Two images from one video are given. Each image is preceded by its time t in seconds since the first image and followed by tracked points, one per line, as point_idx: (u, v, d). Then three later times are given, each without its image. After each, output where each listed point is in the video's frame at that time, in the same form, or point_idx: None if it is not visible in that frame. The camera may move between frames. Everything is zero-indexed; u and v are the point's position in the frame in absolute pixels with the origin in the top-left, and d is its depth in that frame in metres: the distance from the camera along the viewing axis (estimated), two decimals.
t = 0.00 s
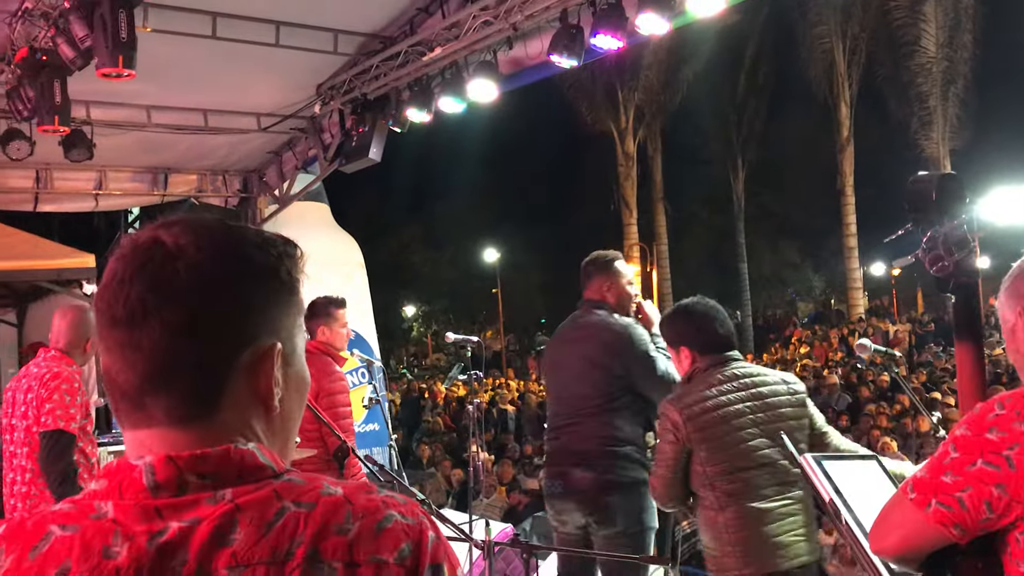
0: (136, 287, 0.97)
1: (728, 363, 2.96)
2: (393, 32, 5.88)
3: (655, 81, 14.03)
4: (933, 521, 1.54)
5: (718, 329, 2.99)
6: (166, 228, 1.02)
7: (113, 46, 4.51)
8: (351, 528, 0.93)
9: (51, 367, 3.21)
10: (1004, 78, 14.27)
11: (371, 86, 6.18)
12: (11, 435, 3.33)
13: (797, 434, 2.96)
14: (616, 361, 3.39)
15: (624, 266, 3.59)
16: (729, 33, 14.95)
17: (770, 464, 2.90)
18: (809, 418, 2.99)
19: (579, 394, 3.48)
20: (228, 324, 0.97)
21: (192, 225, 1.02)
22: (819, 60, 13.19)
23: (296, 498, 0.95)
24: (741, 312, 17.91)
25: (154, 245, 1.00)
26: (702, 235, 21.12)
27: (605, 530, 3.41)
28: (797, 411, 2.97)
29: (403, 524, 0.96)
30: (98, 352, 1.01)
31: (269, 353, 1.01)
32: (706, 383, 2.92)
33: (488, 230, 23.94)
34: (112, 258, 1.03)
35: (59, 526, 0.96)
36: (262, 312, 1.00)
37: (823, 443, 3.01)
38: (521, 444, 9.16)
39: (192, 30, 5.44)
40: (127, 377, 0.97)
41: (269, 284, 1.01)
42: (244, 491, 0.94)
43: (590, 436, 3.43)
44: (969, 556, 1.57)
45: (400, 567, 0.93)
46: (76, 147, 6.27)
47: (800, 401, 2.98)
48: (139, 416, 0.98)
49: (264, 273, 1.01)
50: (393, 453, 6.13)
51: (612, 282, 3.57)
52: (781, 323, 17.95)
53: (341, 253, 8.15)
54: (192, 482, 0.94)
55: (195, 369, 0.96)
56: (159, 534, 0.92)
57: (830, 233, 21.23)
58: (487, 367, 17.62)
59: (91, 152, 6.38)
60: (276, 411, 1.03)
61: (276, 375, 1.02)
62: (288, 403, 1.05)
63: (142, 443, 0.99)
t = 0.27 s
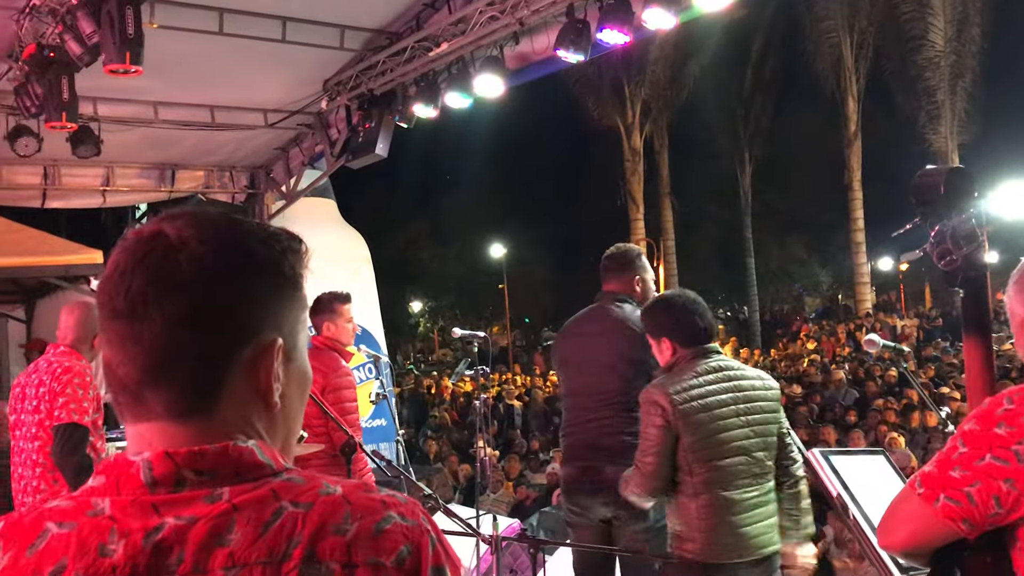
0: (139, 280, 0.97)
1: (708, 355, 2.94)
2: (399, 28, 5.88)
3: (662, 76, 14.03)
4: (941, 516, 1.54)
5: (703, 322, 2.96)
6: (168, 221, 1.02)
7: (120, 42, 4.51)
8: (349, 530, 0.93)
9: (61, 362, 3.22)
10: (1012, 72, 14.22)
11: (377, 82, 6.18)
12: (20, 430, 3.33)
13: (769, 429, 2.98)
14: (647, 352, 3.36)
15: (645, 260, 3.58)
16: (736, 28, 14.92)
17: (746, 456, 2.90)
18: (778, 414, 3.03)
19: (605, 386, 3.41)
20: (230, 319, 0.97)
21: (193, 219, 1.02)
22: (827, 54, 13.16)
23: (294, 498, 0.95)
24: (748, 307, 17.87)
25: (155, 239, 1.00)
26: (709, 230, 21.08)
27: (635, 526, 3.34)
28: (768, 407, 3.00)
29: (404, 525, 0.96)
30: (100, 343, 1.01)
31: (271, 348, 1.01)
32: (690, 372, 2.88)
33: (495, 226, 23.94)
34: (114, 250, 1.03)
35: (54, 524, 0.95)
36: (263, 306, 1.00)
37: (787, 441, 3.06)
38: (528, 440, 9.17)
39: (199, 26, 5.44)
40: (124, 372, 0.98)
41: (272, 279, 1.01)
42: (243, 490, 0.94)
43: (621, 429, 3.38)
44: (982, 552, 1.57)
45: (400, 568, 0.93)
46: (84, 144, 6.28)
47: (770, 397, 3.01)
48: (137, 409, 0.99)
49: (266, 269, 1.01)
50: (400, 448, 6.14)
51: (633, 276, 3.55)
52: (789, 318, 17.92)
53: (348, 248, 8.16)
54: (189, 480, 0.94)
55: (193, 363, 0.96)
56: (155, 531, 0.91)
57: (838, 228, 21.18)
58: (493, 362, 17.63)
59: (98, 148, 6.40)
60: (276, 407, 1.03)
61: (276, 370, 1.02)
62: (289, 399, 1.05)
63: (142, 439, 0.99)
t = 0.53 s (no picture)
0: (151, 289, 0.99)
1: (661, 367, 2.73)
2: (406, 30, 5.89)
3: (669, 76, 14.04)
4: (949, 517, 1.54)
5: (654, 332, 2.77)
6: (183, 228, 1.04)
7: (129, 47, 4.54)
8: (354, 539, 0.93)
9: (73, 367, 3.25)
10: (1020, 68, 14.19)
11: (384, 84, 6.19)
12: (38, 435, 3.36)
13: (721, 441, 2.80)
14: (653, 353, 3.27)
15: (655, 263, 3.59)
16: (743, 26, 14.91)
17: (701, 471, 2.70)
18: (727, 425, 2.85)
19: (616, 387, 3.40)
20: (240, 326, 0.98)
21: (207, 227, 1.03)
22: (834, 52, 13.14)
23: (300, 507, 0.95)
24: (756, 305, 17.86)
25: (169, 247, 1.02)
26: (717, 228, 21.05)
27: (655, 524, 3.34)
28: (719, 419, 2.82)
29: (410, 533, 0.95)
30: (114, 349, 1.03)
31: (281, 358, 1.02)
32: (640, 385, 2.68)
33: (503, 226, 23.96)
34: (129, 257, 1.05)
35: (66, 529, 0.97)
36: (273, 316, 1.01)
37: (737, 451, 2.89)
38: (537, 441, 9.17)
39: (206, 31, 5.46)
40: (136, 377, 0.99)
41: (283, 288, 1.02)
42: (251, 498, 0.94)
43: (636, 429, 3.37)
44: (995, 553, 1.57)
45: None
46: (93, 148, 6.32)
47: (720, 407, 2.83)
48: (148, 414, 1.00)
49: (276, 277, 1.02)
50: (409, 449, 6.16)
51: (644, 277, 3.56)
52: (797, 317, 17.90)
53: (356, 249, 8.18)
54: (196, 485, 0.95)
55: (202, 370, 0.97)
56: (164, 537, 0.92)
57: (846, 226, 21.14)
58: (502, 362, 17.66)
59: (108, 152, 6.43)
60: (287, 416, 1.03)
61: (287, 380, 1.02)
62: (300, 406, 1.05)
63: (153, 446, 1.00)
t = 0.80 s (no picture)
0: (163, 299, 0.97)
1: (562, 373, 3.06)
2: (410, 33, 5.90)
3: (674, 76, 14.04)
4: (957, 521, 1.53)
5: (560, 341, 3.09)
6: (196, 237, 1.03)
7: (134, 52, 4.55)
8: (361, 560, 0.91)
9: (81, 372, 3.25)
10: None
11: (390, 87, 6.19)
12: (45, 441, 3.36)
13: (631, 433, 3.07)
14: (656, 358, 3.31)
15: (661, 266, 3.58)
16: (748, 27, 14.91)
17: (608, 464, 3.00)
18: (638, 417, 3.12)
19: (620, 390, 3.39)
20: (254, 339, 0.97)
21: (222, 237, 1.02)
22: (840, 52, 13.12)
23: (306, 524, 0.93)
24: (763, 306, 17.81)
25: (182, 255, 1.00)
26: (723, 229, 21.02)
27: (660, 528, 3.31)
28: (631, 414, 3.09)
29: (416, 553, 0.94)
30: (122, 357, 1.02)
31: (292, 372, 1.00)
32: (543, 392, 3.04)
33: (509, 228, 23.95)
34: (141, 264, 1.04)
35: (69, 544, 0.96)
36: (286, 330, 0.99)
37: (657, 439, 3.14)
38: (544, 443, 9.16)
39: (211, 34, 5.48)
40: (146, 388, 0.98)
41: (297, 300, 1.01)
42: (256, 515, 0.93)
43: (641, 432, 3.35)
44: (1005, 557, 1.55)
45: None
46: (99, 152, 6.33)
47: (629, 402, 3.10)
48: (156, 424, 0.99)
49: (290, 291, 1.00)
50: (415, 452, 6.15)
51: (648, 279, 3.54)
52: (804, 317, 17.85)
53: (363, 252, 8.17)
54: (202, 500, 0.93)
55: (213, 383, 0.96)
56: (169, 553, 0.91)
57: (853, 226, 21.09)
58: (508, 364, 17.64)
59: (114, 156, 6.44)
60: (295, 430, 1.02)
61: (295, 395, 1.01)
62: (308, 419, 1.04)
63: (160, 459, 0.99)
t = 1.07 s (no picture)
0: (165, 286, 0.96)
1: (512, 361, 3.20)
2: (409, 29, 5.89)
3: (674, 75, 14.02)
4: (952, 515, 1.54)
5: (513, 329, 3.23)
6: (199, 225, 1.02)
7: (132, 47, 4.53)
8: (355, 552, 0.91)
9: (75, 367, 3.24)
10: None
11: (389, 83, 6.18)
12: (43, 434, 3.37)
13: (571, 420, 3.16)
14: (653, 353, 3.33)
15: (660, 262, 3.57)
16: (748, 25, 14.90)
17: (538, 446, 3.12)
18: (586, 405, 3.19)
19: (616, 384, 3.37)
20: (253, 330, 0.96)
21: (225, 227, 1.01)
22: (840, 51, 13.11)
23: (301, 517, 0.93)
24: (762, 305, 17.81)
25: (185, 243, 0.99)
26: (722, 228, 21.01)
27: (653, 523, 3.31)
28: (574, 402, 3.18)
29: (410, 547, 0.93)
30: (119, 342, 1.00)
31: (291, 365, 0.99)
32: (491, 378, 3.20)
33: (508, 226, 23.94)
34: (142, 251, 1.03)
35: (62, 535, 0.96)
36: (288, 321, 0.98)
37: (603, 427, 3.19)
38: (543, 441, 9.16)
39: (210, 30, 5.47)
40: (143, 375, 0.97)
41: (299, 293, 1.00)
42: (251, 507, 0.92)
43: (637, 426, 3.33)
44: (1000, 551, 1.55)
45: None
46: (98, 148, 6.33)
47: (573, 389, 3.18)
48: (153, 412, 0.98)
49: (292, 282, 0.99)
50: (413, 449, 6.15)
51: (647, 276, 3.54)
52: (803, 316, 17.85)
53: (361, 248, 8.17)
54: (196, 491, 0.93)
55: (211, 373, 0.95)
56: (162, 545, 0.91)
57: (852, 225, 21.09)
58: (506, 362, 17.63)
59: (112, 152, 6.44)
60: (291, 422, 1.01)
61: (293, 387, 1.00)
62: (306, 410, 1.03)
63: (155, 450, 0.98)
